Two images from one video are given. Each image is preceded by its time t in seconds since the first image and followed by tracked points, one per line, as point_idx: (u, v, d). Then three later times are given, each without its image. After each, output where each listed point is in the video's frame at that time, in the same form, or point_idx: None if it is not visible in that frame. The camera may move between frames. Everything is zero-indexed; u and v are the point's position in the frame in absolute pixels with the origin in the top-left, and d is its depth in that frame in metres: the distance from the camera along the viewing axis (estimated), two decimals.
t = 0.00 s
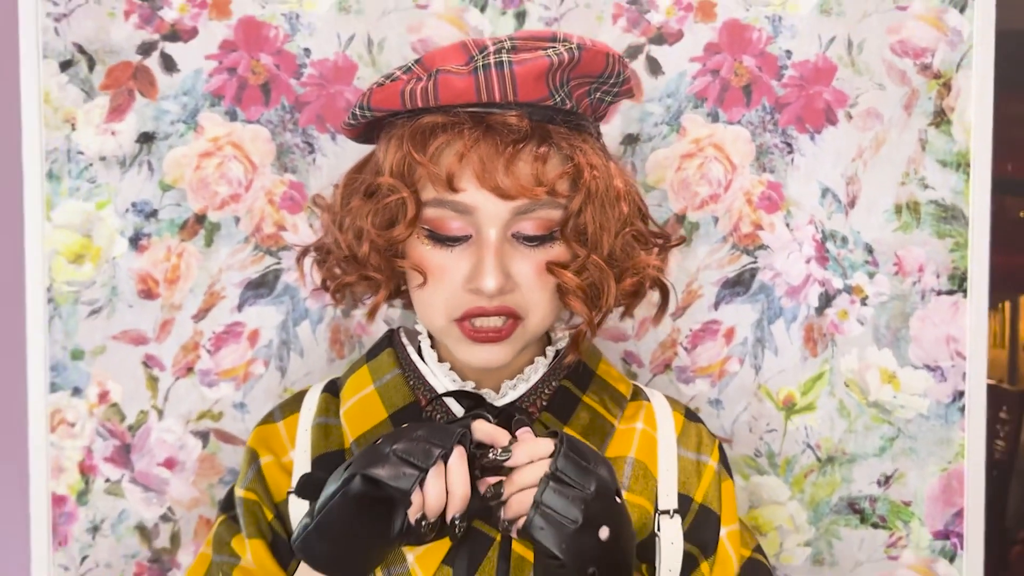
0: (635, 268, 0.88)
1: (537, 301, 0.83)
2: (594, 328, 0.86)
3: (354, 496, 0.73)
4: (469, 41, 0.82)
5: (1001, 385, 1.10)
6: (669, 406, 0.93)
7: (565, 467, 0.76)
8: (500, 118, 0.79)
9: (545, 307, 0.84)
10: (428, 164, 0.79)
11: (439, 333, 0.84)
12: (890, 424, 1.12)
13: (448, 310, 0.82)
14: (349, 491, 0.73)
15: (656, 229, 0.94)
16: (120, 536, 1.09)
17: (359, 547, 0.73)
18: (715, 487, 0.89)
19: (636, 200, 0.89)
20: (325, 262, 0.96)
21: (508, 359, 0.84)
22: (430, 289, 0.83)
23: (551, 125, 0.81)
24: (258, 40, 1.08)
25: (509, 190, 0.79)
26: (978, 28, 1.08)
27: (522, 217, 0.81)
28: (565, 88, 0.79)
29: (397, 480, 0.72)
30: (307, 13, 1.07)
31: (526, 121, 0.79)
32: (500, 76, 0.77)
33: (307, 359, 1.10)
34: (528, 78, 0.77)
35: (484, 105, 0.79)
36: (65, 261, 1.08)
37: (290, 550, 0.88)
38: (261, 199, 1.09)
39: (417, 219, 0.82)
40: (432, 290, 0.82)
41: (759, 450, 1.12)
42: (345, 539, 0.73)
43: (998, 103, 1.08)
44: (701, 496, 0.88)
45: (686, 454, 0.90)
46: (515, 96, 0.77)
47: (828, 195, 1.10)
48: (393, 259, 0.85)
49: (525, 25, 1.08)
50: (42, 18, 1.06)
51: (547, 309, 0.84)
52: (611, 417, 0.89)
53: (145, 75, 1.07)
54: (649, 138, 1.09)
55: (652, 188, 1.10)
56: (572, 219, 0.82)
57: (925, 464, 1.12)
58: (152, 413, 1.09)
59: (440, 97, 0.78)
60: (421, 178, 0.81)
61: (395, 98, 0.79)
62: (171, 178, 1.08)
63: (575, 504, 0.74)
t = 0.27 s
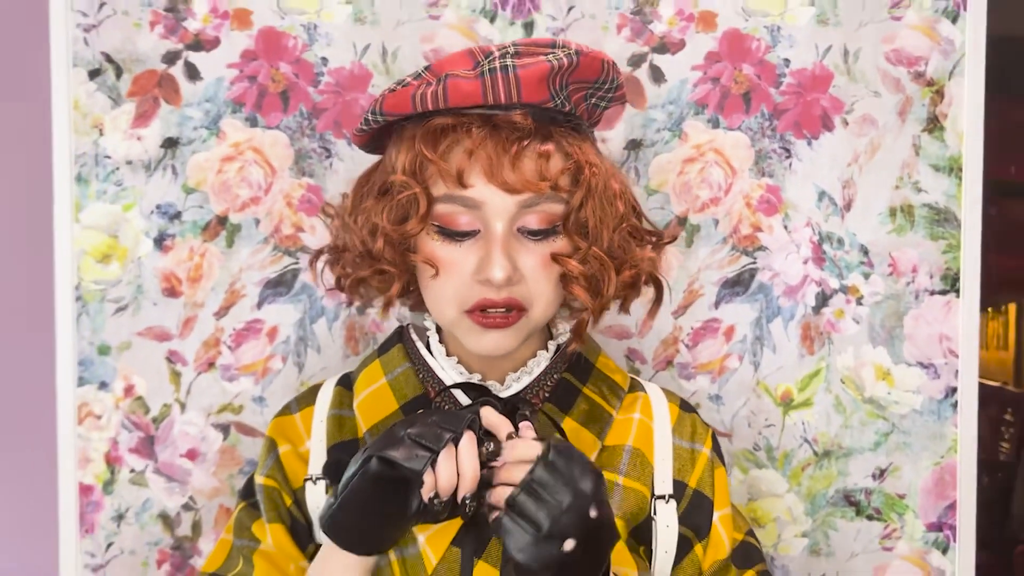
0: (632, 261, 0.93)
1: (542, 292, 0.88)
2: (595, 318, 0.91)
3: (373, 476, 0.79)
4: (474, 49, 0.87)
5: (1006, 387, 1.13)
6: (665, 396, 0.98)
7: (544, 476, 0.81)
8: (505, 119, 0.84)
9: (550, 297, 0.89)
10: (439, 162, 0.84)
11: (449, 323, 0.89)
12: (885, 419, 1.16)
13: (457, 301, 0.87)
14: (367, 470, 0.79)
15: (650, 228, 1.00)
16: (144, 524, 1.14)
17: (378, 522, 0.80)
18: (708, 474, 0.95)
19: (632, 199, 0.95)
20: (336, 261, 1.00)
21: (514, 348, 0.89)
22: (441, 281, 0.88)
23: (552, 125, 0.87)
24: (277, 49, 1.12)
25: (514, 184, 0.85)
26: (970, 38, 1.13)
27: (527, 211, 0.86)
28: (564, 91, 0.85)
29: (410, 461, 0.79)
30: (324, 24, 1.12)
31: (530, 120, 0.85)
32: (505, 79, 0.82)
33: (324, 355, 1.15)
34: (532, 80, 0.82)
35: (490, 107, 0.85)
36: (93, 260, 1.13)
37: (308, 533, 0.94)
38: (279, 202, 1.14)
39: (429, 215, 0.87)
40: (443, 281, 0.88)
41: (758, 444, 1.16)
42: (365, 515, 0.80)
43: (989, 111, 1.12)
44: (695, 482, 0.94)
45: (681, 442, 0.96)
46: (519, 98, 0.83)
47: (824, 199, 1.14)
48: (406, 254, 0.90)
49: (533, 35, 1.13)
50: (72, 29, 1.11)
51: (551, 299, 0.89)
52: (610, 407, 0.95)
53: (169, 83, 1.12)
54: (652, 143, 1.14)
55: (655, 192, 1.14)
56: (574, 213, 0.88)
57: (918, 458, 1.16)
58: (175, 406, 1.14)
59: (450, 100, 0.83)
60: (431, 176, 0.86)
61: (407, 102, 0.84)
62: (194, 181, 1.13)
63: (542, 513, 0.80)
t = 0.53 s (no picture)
0: (627, 263, 0.96)
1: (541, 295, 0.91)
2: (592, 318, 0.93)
3: (373, 475, 0.81)
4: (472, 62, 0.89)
5: (1011, 390, 1.15)
6: (661, 393, 1.01)
7: (523, 485, 0.81)
8: (503, 129, 0.87)
9: (548, 299, 0.91)
10: (440, 172, 0.86)
11: (451, 326, 0.91)
12: (881, 418, 1.18)
13: (458, 306, 0.90)
14: (368, 469, 0.81)
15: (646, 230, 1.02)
16: (157, 518, 1.17)
17: (382, 518, 0.82)
18: (702, 468, 0.98)
19: (626, 202, 0.97)
20: (343, 264, 1.04)
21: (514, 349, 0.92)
22: (442, 286, 0.90)
23: (548, 134, 0.89)
24: (288, 56, 1.16)
25: (513, 192, 0.87)
26: (964, 44, 1.15)
27: (526, 217, 0.89)
28: (560, 102, 0.87)
29: (409, 460, 0.81)
30: (334, 32, 1.15)
31: (527, 130, 0.87)
32: (502, 91, 0.84)
33: (332, 354, 1.18)
34: (528, 92, 0.84)
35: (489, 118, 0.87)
36: (109, 262, 1.16)
37: (315, 525, 0.97)
38: (290, 205, 1.17)
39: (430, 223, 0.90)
40: (444, 287, 0.90)
41: (757, 442, 1.18)
42: (369, 512, 0.82)
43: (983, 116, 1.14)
44: (689, 475, 0.97)
45: (675, 437, 0.99)
46: (516, 109, 0.85)
47: (822, 202, 1.17)
48: (409, 260, 0.92)
49: (536, 42, 1.16)
50: (88, 37, 1.14)
51: (549, 301, 0.91)
52: (606, 404, 0.98)
53: (183, 90, 1.15)
54: (653, 148, 1.17)
55: (655, 195, 1.17)
56: (570, 218, 0.90)
57: (914, 456, 1.18)
58: (188, 403, 1.17)
59: (450, 112, 0.85)
60: (432, 186, 0.88)
61: (407, 114, 0.87)
62: (206, 185, 1.16)
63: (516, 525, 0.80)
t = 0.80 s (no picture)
0: (620, 260, 0.98)
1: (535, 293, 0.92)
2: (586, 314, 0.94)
3: (365, 469, 0.82)
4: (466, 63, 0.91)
5: (1013, 392, 1.15)
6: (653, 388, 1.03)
7: (502, 488, 0.82)
8: (497, 129, 0.89)
9: (542, 297, 0.92)
10: (435, 171, 0.88)
11: (446, 323, 0.92)
12: (875, 416, 1.19)
13: (454, 303, 0.91)
14: (360, 464, 0.83)
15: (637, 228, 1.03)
16: (157, 514, 1.18)
17: (378, 513, 0.83)
18: (693, 463, 0.99)
19: (619, 201, 0.99)
20: (337, 264, 1.05)
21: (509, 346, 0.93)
22: (437, 284, 0.91)
23: (542, 134, 0.91)
24: (287, 57, 1.17)
25: (507, 191, 0.88)
26: (957, 45, 1.16)
27: (520, 216, 0.90)
28: (553, 102, 0.89)
29: (400, 456, 0.81)
30: (333, 32, 1.17)
31: (521, 130, 0.89)
32: (496, 92, 0.86)
33: (331, 351, 1.19)
34: (522, 93, 0.87)
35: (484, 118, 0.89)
36: (110, 260, 1.17)
37: (311, 517, 0.98)
38: (289, 203, 1.18)
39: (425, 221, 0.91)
40: (439, 284, 0.91)
41: (752, 439, 1.19)
42: (365, 507, 0.83)
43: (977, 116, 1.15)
44: (680, 470, 0.99)
45: (666, 432, 1.01)
46: (510, 110, 0.87)
47: (816, 201, 1.18)
48: (405, 258, 0.93)
49: (533, 43, 1.17)
50: (90, 37, 1.15)
51: (543, 299, 0.93)
52: (599, 399, 0.99)
53: (184, 89, 1.16)
54: (649, 147, 1.18)
55: (651, 194, 1.18)
56: (564, 217, 0.91)
57: (908, 453, 1.19)
58: (188, 400, 1.18)
59: (445, 112, 0.87)
60: (428, 185, 0.90)
61: (403, 114, 0.89)
62: (207, 184, 1.17)
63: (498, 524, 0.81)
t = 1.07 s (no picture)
0: (620, 265, 0.97)
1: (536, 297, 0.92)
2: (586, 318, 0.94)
3: (357, 469, 0.82)
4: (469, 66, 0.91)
5: (1018, 396, 1.16)
6: (655, 392, 1.03)
7: (511, 485, 0.81)
8: (498, 133, 0.89)
9: (543, 301, 0.92)
10: (436, 173, 0.88)
11: (446, 326, 0.92)
12: (878, 420, 1.19)
13: (454, 306, 0.91)
14: (353, 463, 0.83)
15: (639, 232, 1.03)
16: (160, 517, 1.18)
17: (373, 512, 0.83)
18: (694, 467, 0.99)
19: (621, 204, 0.98)
20: (338, 267, 1.05)
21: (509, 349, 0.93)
22: (437, 287, 0.91)
23: (543, 138, 0.91)
24: (290, 60, 1.17)
25: (508, 194, 0.88)
26: (960, 48, 1.16)
27: (521, 219, 0.90)
28: (556, 105, 0.89)
29: (392, 454, 0.82)
30: (335, 36, 1.17)
31: (522, 134, 0.89)
32: (498, 95, 0.86)
33: (333, 355, 1.19)
34: (524, 96, 0.86)
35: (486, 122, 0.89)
36: (113, 263, 1.17)
37: (311, 521, 0.98)
38: (291, 207, 1.18)
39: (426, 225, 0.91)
40: (440, 287, 0.91)
41: (754, 443, 1.19)
42: (359, 507, 0.83)
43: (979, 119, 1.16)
44: (682, 474, 0.99)
45: (668, 437, 1.01)
46: (511, 113, 0.87)
47: (818, 205, 1.18)
48: (405, 261, 0.93)
49: (535, 46, 1.17)
50: (94, 41, 1.16)
51: (544, 302, 0.92)
52: (600, 403, 0.99)
53: (187, 93, 1.17)
54: (651, 151, 1.18)
55: (653, 198, 1.18)
56: (564, 221, 0.91)
57: (911, 457, 1.19)
58: (190, 403, 1.19)
59: (446, 115, 0.87)
60: (429, 187, 0.90)
61: (405, 116, 0.89)
62: (209, 188, 1.18)
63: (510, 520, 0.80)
